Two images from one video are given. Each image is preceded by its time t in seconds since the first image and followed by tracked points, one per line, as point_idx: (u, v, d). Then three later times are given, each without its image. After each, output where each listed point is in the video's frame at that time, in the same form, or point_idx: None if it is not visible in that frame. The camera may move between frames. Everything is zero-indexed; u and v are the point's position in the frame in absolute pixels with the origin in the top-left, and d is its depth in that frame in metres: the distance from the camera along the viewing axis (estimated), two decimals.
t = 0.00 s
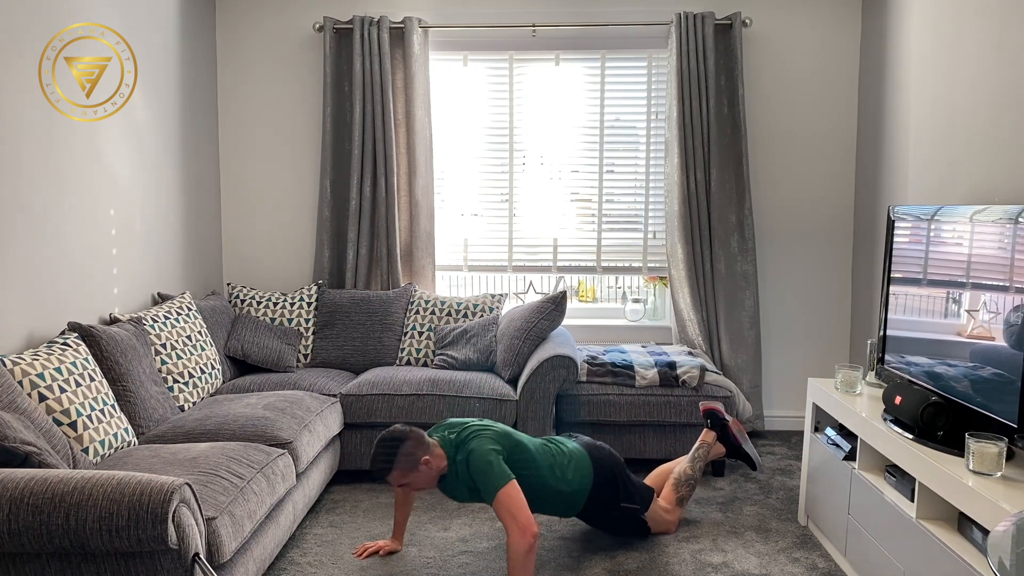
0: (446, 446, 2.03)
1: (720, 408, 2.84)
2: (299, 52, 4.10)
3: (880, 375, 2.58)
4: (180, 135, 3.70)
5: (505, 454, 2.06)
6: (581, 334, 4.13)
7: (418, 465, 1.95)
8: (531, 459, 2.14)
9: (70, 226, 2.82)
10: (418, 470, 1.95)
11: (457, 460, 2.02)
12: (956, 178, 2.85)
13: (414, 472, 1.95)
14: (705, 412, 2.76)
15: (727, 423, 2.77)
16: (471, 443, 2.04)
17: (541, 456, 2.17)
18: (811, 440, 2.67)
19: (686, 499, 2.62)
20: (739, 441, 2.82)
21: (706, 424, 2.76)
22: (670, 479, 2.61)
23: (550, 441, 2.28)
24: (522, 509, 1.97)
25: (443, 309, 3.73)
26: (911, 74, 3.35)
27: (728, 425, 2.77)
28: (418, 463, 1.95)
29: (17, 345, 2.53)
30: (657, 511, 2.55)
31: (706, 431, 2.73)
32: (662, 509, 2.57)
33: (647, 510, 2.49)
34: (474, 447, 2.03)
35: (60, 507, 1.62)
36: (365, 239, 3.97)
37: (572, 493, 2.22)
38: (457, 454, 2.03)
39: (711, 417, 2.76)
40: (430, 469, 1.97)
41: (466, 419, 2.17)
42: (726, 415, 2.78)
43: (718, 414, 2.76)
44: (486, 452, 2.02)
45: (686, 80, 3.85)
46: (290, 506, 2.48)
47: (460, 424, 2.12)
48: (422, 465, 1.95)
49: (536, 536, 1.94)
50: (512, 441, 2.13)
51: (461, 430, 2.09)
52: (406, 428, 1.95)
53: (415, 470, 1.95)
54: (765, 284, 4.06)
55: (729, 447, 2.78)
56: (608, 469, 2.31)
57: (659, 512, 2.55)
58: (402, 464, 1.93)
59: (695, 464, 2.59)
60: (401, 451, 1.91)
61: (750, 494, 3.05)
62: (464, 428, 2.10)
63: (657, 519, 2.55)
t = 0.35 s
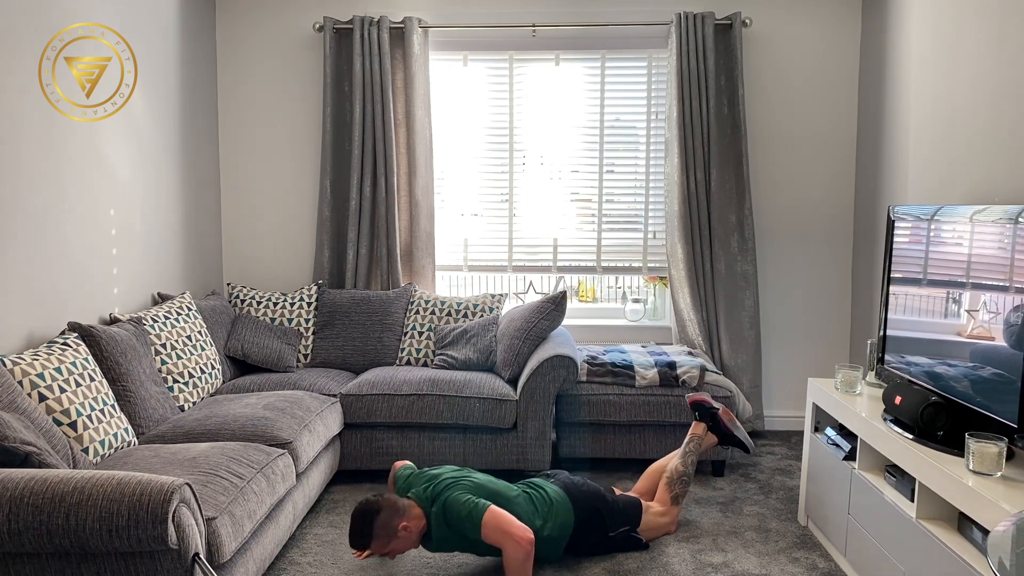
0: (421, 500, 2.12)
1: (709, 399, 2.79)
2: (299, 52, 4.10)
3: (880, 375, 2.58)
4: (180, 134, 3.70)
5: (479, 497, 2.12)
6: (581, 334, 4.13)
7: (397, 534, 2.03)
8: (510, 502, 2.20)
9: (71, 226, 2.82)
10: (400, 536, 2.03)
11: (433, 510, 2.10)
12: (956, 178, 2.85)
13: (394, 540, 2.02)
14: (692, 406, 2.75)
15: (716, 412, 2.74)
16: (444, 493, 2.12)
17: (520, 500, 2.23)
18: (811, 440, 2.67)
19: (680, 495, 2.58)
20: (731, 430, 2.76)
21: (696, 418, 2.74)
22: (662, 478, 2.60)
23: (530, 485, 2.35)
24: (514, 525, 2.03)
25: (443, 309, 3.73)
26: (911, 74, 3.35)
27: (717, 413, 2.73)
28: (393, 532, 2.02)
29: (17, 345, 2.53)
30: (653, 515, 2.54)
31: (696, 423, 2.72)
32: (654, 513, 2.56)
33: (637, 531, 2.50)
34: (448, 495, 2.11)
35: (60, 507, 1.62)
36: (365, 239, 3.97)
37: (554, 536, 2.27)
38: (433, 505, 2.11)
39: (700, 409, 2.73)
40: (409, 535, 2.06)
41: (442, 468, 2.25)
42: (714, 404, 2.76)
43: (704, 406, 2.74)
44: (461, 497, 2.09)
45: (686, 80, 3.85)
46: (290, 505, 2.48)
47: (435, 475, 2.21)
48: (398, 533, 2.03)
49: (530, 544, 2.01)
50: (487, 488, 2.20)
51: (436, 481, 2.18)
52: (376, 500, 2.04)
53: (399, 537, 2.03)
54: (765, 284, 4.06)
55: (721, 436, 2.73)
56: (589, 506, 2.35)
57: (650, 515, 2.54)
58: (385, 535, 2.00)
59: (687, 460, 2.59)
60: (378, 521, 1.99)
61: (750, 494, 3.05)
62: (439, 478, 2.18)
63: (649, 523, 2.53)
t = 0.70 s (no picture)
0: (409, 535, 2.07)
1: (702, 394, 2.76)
2: (299, 52, 4.10)
3: (880, 374, 2.58)
4: (180, 134, 3.70)
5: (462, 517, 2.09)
6: (581, 334, 4.13)
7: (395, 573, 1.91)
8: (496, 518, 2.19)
9: (70, 226, 2.82)
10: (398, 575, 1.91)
11: (421, 540, 2.05)
12: (956, 178, 2.85)
13: None
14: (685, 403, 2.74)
15: (710, 408, 2.71)
16: (430, 521, 2.08)
17: (505, 513, 2.23)
18: (811, 440, 2.67)
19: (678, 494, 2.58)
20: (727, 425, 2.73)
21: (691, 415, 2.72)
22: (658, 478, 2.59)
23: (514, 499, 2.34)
24: (502, 531, 2.01)
25: (443, 309, 3.73)
26: (911, 74, 3.35)
27: (712, 410, 2.71)
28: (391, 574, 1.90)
29: (17, 344, 2.53)
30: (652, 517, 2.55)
31: (690, 421, 2.70)
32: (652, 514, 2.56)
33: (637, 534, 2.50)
34: (433, 522, 2.07)
35: (60, 507, 1.62)
36: (365, 239, 3.97)
37: (548, 545, 2.28)
38: (421, 539, 2.06)
39: (694, 407, 2.71)
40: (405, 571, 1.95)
41: (422, 496, 2.22)
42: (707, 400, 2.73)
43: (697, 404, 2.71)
44: (446, 522, 2.05)
45: (686, 80, 3.85)
46: (290, 506, 2.48)
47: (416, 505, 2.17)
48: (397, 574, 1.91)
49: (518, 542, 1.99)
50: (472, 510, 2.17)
51: (419, 514, 2.14)
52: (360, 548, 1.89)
53: None
54: (765, 284, 4.06)
55: (716, 433, 2.72)
56: (586, 512, 2.36)
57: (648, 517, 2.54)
58: None
59: (684, 459, 2.58)
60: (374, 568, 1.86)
61: (750, 494, 3.05)
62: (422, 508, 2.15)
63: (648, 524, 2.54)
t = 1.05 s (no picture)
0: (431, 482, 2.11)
1: (707, 398, 2.76)
2: (299, 52, 4.10)
3: (880, 374, 2.58)
4: (180, 134, 3.70)
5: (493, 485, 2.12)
6: (581, 334, 4.13)
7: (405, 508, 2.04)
8: (514, 493, 2.21)
9: (70, 226, 2.82)
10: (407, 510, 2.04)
11: (443, 493, 2.09)
12: (956, 178, 2.85)
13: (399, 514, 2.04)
14: (690, 402, 2.74)
15: (716, 410, 2.72)
16: (456, 477, 2.11)
17: (526, 488, 2.24)
18: (811, 440, 2.67)
19: (682, 494, 2.59)
20: (729, 428, 2.71)
21: (695, 415, 2.73)
22: (663, 478, 2.60)
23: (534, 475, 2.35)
24: (527, 522, 2.02)
25: (443, 309, 3.73)
26: (911, 73, 3.35)
27: (717, 411, 2.70)
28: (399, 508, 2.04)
29: (17, 344, 2.53)
30: (654, 514, 2.55)
31: (695, 422, 2.71)
32: (656, 512, 2.56)
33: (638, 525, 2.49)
34: (461, 482, 2.10)
35: (60, 507, 1.62)
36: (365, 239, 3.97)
37: (554, 523, 2.27)
38: (442, 488, 2.10)
39: (698, 408, 2.71)
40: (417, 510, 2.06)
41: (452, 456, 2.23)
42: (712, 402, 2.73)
43: (705, 403, 2.71)
44: (475, 487, 2.08)
45: (686, 80, 3.85)
46: (290, 506, 2.48)
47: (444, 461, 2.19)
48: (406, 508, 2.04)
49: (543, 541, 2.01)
50: (496, 478, 2.19)
51: (445, 465, 2.17)
52: (383, 474, 2.04)
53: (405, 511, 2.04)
54: (765, 284, 4.06)
55: (720, 435, 2.70)
56: (592, 498, 2.36)
57: (653, 515, 2.55)
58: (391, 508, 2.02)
59: (687, 459, 2.58)
60: (384, 497, 2.00)
61: (750, 494, 3.05)
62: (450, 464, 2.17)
63: (652, 522, 2.54)
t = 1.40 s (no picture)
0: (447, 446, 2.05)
1: (706, 398, 2.77)
2: (299, 52, 4.10)
3: (880, 375, 2.58)
4: (180, 134, 3.70)
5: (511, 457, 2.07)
6: (581, 334, 4.13)
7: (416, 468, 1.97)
8: (528, 464, 2.16)
9: (70, 226, 2.82)
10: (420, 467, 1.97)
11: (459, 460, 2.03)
12: (956, 178, 2.86)
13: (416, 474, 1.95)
14: (690, 404, 2.73)
15: (714, 411, 2.71)
16: (472, 444, 2.05)
17: (539, 461, 2.20)
18: (811, 440, 2.68)
19: (682, 495, 2.60)
20: (728, 429, 2.71)
21: (693, 416, 2.73)
22: (662, 478, 2.60)
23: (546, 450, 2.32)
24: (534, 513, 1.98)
25: (443, 309, 3.73)
26: (911, 73, 3.34)
27: (716, 413, 2.70)
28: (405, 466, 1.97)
29: (17, 345, 2.53)
30: (655, 513, 2.54)
31: (693, 424, 2.70)
32: (657, 511, 2.56)
33: (642, 516, 2.48)
34: (477, 450, 2.04)
35: (60, 507, 1.62)
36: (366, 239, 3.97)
37: (563, 500, 2.22)
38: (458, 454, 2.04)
39: (698, 410, 2.70)
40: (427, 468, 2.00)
41: (468, 422, 2.17)
42: (711, 403, 2.73)
43: (704, 404, 2.71)
44: (491, 457, 2.03)
45: (686, 80, 3.85)
46: (289, 505, 2.48)
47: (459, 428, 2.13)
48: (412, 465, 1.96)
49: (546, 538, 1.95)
50: (510, 448, 2.14)
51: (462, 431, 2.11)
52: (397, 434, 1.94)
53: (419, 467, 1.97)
54: (765, 283, 4.06)
55: (718, 436, 2.70)
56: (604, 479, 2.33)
57: (655, 513, 2.55)
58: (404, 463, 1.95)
59: (687, 460, 2.58)
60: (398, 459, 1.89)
61: (750, 494, 3.05)
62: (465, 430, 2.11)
63: (655, 520, 2.54)
